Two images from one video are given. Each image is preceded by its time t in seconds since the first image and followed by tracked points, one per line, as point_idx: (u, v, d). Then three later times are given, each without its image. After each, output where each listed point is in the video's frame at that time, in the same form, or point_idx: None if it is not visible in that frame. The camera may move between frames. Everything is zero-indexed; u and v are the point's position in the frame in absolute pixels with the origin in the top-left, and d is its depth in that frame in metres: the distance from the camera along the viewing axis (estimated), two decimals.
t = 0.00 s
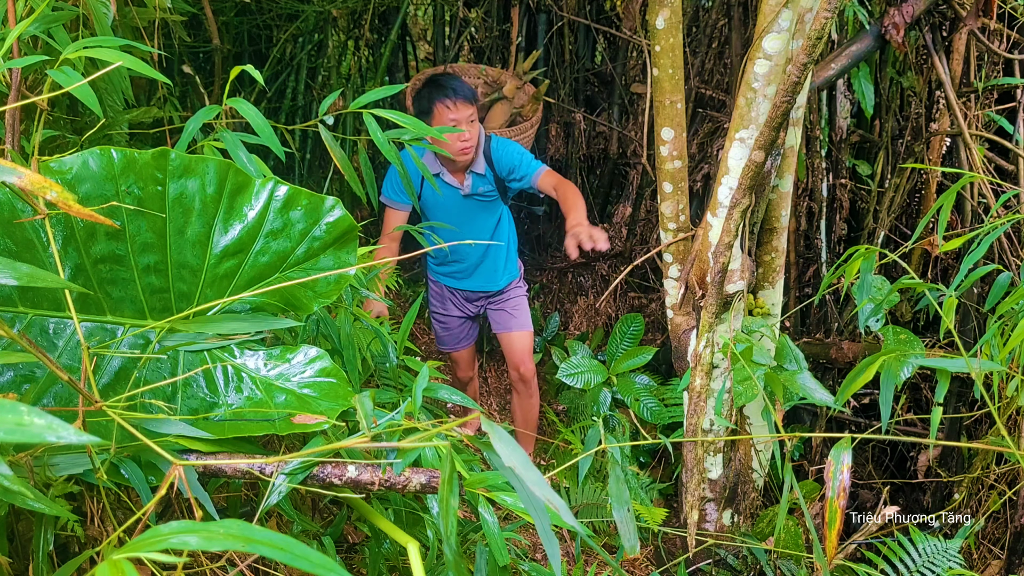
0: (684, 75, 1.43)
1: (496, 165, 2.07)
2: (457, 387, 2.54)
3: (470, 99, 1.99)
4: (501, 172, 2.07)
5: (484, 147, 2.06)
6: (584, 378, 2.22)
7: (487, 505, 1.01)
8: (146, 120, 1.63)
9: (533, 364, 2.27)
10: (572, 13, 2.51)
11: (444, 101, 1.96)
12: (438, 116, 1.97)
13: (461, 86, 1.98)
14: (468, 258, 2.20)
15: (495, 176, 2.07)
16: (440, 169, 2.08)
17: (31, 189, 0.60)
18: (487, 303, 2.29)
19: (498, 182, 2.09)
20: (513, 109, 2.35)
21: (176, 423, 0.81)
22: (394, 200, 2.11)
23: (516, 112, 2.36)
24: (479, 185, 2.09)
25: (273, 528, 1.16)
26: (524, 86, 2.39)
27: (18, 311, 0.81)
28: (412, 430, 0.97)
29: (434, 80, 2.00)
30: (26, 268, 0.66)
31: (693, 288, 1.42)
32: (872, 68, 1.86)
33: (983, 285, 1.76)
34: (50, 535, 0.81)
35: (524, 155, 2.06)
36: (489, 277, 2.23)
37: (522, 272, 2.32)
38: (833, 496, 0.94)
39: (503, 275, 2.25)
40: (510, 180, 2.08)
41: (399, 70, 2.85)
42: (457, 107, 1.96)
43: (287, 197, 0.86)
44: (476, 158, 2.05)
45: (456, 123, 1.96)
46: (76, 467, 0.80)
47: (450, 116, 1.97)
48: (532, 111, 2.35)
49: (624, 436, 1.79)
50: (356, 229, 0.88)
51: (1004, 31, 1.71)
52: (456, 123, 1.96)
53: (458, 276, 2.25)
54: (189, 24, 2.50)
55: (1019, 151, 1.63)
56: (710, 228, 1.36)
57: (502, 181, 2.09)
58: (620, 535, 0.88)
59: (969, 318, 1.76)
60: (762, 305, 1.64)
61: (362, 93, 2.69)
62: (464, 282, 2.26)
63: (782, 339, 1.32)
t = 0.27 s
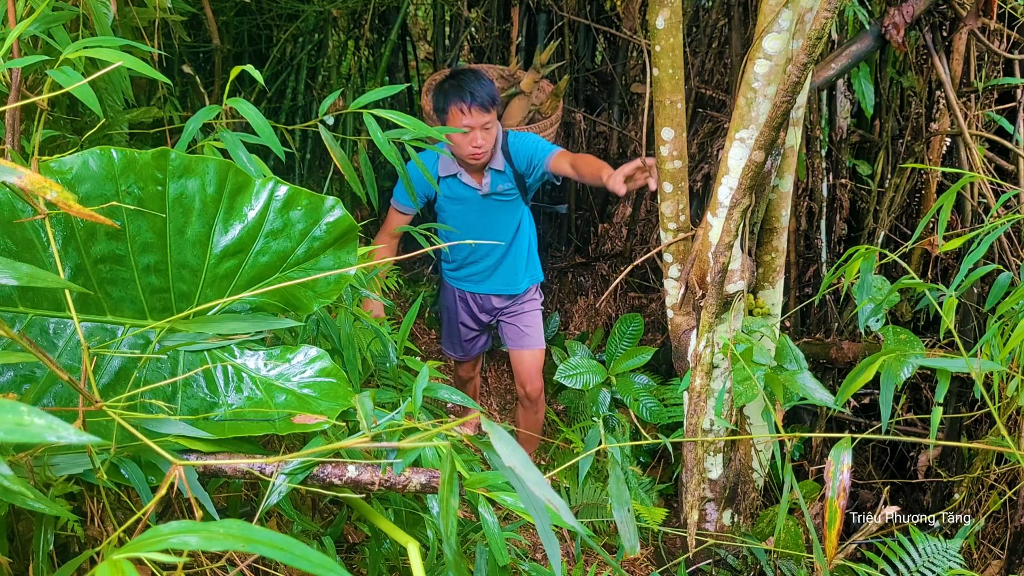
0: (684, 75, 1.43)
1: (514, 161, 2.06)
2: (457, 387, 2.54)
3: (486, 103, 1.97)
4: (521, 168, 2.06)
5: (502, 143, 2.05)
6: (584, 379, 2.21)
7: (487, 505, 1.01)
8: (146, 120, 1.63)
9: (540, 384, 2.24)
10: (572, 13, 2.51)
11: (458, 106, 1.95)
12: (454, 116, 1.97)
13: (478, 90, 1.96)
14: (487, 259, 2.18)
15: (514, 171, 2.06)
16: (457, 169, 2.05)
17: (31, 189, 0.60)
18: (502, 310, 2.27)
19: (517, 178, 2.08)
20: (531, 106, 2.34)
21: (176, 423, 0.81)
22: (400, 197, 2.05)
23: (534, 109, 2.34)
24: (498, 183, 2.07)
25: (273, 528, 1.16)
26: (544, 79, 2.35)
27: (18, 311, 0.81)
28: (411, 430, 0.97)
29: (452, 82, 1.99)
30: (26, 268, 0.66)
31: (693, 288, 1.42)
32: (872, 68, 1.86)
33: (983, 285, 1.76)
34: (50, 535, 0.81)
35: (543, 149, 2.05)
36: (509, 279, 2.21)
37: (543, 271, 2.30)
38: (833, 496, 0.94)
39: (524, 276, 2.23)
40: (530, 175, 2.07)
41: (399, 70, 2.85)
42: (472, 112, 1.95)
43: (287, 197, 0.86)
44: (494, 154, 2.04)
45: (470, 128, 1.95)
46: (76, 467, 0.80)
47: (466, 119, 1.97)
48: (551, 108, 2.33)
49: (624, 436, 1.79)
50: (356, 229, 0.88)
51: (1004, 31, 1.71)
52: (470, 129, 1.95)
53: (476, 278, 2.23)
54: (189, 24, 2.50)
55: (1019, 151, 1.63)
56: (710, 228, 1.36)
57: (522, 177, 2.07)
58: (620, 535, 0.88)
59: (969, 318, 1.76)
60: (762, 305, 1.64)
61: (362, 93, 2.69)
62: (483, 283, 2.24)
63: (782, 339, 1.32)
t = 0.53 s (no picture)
0: (684, 75, 1.43)
1: (530, 158, 1.99)
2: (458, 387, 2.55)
3: (503, 108, 1.84)
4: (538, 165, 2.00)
5: (517, 140, 1.98)
6: (583, 378, 2.22)
7: (487, 505, 1.01)
8: (146, 120, 1.63)
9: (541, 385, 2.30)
10: (572, 13, 2.51)
11: (472, 109, 1.84)
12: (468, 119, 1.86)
13: (496, 91, 1.83)
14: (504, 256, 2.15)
15: (530, 169, 2.00)
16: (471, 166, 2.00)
17: (31, 189, 0.60)
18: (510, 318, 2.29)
19: (534, 175, 2.02)
20: (550, 100, 2.25)
21: (176, 423, 0.81)
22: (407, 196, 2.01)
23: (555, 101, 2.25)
24: (513, 181, 2.02)
25: (273, 528, 1.16)
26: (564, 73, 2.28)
27: (18, 311, 0.81)
28: (411, 430, 0.97)
29: (469, 80, 1.87)
30: (26, 268, 0.66)
31: (693, 288, 1.42)
32: (872, 68, 1.86)
33: (983, 285, 1.76)
34: (50, 535, 0.81)
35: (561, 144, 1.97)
36: (524, 276, 2.20)
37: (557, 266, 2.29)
38: (833, 496, 0.94)
39: (538, 273, 2.22)
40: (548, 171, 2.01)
41: (399, 70, 2.85)
42: (487, 118, 1.83)
43: (287, 197, 0.86)
44: (509, 152, 1.97)
45: (483, 135, 1.86)
46: (76, 467, 0.80)
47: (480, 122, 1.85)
48: (571, 101, 2.24)
49: (624, 436, 1.79)
50: (356, 229, 0.88)
51: (1004, 31, 1.71)
52: (483, 135, 1.86)
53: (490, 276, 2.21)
54: (189, 24, 2.50)
55: (1019, 151, 1.63)
56: (710, 228, 1.36)
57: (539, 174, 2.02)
58: (620, 534, 0.88)
59: (969, 318, 1.76)
60: (762, 305, 1.64)
61: (362, 93, 2.69)
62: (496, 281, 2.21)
63: (782, 339, 1.32)
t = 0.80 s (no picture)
0: (684, 75, 1.43)
1: (535, 169, 2.00)
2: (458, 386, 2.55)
3: (506, 124, 1.83)
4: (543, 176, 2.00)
5: (522, 152, 1.99)
6: (584, 378, 2.21)
7: (487, 505, 1.01)
8: (146, 120, 1.63)
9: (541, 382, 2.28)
10: (572, 13, 2.51)
11: (474, 124, 1.84)
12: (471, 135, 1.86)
13: (500, 107, 1.83)
14: (510, 263, 2.15)
15: (535, 180, 2.00)
16: (472, 178, 2.01)
17: (31, 190, 0.60)
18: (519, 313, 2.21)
19: (539, 187, 2.02)
20: (557, 108, 2.25)
21: (176, 423, 0.81)
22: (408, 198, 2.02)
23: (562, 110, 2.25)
24: (517, 192, 2.03)
25: (273, 528, 1.16)
26: (573, 79, 2.23)
27: (18, 311, 0.81)
28: (411, 430, 0.97)
29: (475, 95, 1.87)
30: (26, 268, 0.66)
31: (693, 287, 1.42)
32: (872, 68, 1.86)
33: (983, 285, 1.76)
34: (50, 535, 0.81)
35: (566, 156, 1.98)
36: (530, 285, 2.20)
37: (563, 275, 2.30)
38: (833, 496, 0.94)
39: (543, 281, 2.23)
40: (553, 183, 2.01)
41: (399, 70, 2.85)
42: (489, 134, 1.82)
43: (287, 197, 0.86)
44: (514, 164, 1.97)
45: (484, 150, 1.85)
46: (76, 467, 0.80)
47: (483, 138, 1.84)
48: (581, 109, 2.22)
49: (624, 436, 1.79)
50: (356, 229, 0.88)
51: (1004, 31, 1.72)
52: (483, 150, 1.85)
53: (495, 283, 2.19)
54: (189, 24, 2.50)
55: (1019, 151, 1.63)
56: (710, 228, 1.36)
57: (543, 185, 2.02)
58: (620, 535, 0.88)
59: (969, 318, 1.76)
60: (762, 305, 1.64)
61: (362, 93, 2.69)
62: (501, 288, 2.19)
63: (782, 339, 1.32)
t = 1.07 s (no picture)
0: (684, 75, 1.43)
1: (541, 181, 1.96)
2: (458, 387, 2.55)
3: (510, 131, 1.81)
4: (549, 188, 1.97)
5: (528, 164, 1.95)
6: (585, 378, 2.22)
7: (487, 506, 1.01)
8: (146, 120, 1.63)
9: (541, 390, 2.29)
10: (572, 13, 2.51)
11: (477, 131, 1.81)
12: (473, 141, 1.83)
13: (504, 115, 1.81)
14: (518, 279, 2.10)
15: (541, 193, 1.97)
16: (476, 196, 1.96)
17: (31, 189, 0.60)
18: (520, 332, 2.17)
19: (545, 199, 1.99)
20: (560, 118, 2.23)
21: (176, 423, 0.81)
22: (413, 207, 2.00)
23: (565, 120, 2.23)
24: (523, 206, 1.98)
25: (273, 528, 1.16)
26: (576, 88, 2.22)
27: (18, 311, 0.81)
28: (412, 430, 0.97)
29: (479, 102, 1.86)
30: (26, 268, 0.66)
31: (693, 287, 1.42)
32: (872, 68, 1.86)
33: (983, 285, 1.76)
34: (50, 535, 0.81)
35: (573, 166, 1.94)
36: (537, 301, 2.15)
37: (570, 289, 2.26)
38: (833, 496, 0.94)
39: (551, 298, 2.18)
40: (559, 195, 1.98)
41: (399, 70, 2.85)
42: (491, 141, 1.80)
43: (287, 197, 0.86)
44: (519, 177, 1.93)
45: (486, 158, 1.82)
46: (76, 467, 0.80)
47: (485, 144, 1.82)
48: (583, 120, 2.23)
49: (624, 436, 1.79)
50: (356, 229, 0.88)
51: (1004, 31, 1.72)
52: (485, 158, 1.82)
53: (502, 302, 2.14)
54: (189, 24, 2.50)
55: (1019, 151, 1.63)
56: (710, 228, 1.36)
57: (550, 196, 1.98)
58: (620, 535, 0.88)
59: (969, 318, 1.76)
60: (762, 305, 1.64)
61: (362, 93, 2.69)
62: (507, 306, 2.14)
63: (782, 339, 1.32)
